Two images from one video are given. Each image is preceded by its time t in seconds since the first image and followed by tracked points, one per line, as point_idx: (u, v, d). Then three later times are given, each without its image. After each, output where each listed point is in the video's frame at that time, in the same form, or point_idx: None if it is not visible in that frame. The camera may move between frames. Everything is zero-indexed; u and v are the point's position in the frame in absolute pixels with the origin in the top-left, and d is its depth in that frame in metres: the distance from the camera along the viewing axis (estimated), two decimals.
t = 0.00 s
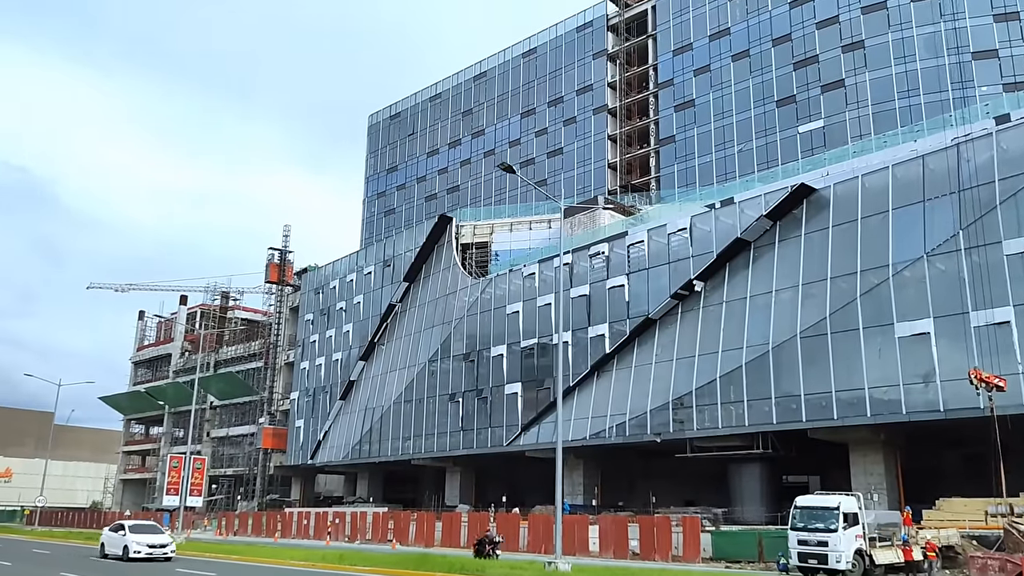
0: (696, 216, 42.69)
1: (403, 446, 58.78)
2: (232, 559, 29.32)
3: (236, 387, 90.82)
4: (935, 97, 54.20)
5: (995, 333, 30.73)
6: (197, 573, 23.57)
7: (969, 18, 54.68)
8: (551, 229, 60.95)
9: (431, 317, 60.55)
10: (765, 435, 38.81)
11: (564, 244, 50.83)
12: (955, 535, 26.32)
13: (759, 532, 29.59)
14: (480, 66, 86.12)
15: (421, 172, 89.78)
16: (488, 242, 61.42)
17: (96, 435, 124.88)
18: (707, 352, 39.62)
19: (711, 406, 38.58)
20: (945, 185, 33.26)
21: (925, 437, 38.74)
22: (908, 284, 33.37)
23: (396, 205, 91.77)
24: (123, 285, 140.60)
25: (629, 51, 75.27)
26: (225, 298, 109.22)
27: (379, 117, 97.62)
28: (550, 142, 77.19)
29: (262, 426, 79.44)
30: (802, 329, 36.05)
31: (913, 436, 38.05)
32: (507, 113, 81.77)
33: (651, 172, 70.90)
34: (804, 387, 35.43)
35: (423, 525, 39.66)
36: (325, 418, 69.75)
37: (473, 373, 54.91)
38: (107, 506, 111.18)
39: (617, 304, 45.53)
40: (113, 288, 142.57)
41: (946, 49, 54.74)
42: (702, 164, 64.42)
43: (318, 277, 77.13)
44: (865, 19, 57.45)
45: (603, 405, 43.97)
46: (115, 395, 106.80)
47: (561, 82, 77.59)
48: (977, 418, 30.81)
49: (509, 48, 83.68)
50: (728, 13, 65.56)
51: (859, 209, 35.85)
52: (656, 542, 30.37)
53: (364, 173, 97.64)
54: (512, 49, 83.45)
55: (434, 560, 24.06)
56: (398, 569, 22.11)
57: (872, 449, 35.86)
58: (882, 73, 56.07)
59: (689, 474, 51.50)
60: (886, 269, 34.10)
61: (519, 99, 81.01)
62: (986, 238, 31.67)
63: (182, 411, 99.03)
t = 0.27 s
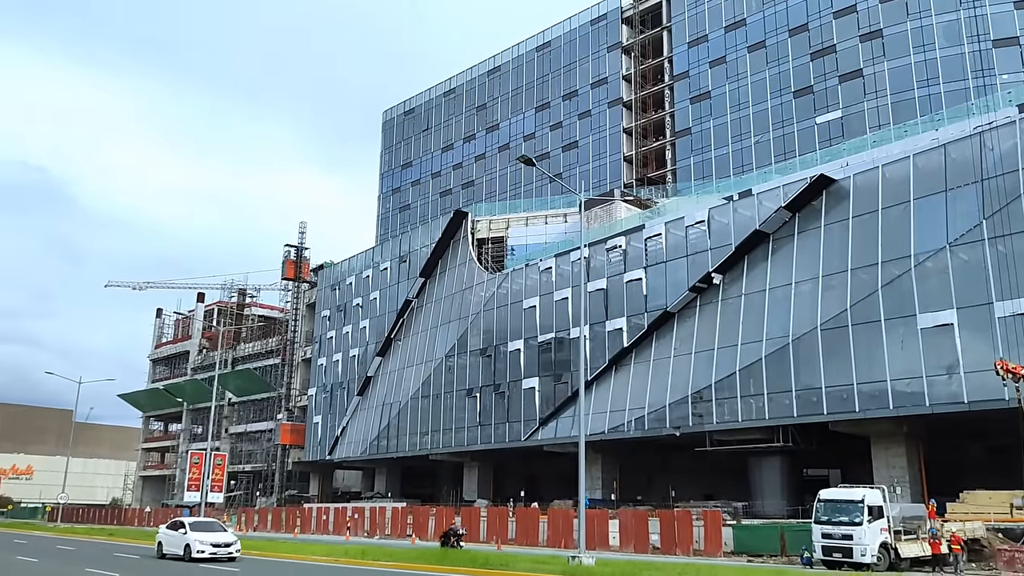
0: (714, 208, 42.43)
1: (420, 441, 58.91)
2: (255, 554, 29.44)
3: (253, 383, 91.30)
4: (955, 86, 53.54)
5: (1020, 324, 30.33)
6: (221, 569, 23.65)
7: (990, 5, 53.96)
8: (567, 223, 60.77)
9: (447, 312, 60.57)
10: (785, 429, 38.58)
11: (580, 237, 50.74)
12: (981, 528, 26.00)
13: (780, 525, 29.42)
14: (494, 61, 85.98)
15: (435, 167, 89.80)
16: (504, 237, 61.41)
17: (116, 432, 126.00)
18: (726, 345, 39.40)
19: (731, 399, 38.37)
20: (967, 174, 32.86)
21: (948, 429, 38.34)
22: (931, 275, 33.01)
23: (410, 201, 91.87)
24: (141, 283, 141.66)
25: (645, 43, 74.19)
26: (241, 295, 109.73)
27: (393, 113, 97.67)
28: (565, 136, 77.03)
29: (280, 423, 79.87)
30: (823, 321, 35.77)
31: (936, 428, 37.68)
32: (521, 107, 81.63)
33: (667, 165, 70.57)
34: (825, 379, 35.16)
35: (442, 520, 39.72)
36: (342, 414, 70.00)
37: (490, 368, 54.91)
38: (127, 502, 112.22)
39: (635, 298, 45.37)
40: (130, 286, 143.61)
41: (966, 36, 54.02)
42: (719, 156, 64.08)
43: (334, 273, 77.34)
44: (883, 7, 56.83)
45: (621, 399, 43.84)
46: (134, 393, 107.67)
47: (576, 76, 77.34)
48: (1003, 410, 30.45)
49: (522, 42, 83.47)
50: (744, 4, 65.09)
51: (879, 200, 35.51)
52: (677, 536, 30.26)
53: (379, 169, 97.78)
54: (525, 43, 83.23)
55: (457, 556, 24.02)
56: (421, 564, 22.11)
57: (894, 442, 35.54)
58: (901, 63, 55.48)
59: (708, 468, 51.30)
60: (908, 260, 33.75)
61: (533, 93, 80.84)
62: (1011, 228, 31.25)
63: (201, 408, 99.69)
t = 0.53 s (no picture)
0: (726, 203, 42.25)
1: (432, 438, 58.97)
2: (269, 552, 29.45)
3: (264, 381, 91.57)
4: (969, 78, 53.03)
5: None
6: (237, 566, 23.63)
7: None
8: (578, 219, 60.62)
9: (458, 309, 60.55)
10: (799, 424, 38.38)
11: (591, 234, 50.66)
12: (999, 524, 25.77)
13: (796, 522, 29.22)
14: (503, 57, 85.88)
15: (444, 164, 89.81)
16: (514, 233, 61.44)
17: (128, 430, 126.74)
18: (739, 341, 39.23)
19: (744, 395, 38.21)
20: (983, 167, 32.56)
21: (963, 424, 38.04)
22: (946, 268, 32.74)
23: (420, 198, 91.93)
24: (152, 282, 142.41)
25: (654, 37, 74.23)
26: (252, 293, 110.05)
27: (402, 110, 97.67)
28: (574, 132, 76.91)
29: (291, 420, 80.11)
30: (837, 315, 35.57)
31: (951, 423, 37.39)
32: (531, 104, 81.53)
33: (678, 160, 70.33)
34: (839, 374, 34.97)
35: (455, 517, 39.74)
36: (354, 411, 70.15)
37: (501, 365, 54.87)
38: (139, 500, 112.88)
39: (647, 293, 45.23)
40: (142, 285, 144.39)
41: (980, 28, 53.48)
42: (729, 151, 63.85)
43: (344, 271, 77.45)
44: None
45: (634, 395, 43.72)
46: (146, 391, 108.20)
47: (585, 71, 77.20)
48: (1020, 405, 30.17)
49: (531, 38, 83.32)
50: None
51: (893, 194, 35.27)
52: (691, 532, 30.14)
53: (388, 166, 97.87)
54: (534, 39, 83.08)
55: (473, 553, 23.92)
56: (437, 562, 22.03)
57: (910, 437, 35.28)
58: (914, 55, 55.05)
59: (720, 463, 51.09)
60: (923, 254, 33.49)
61: (542, 89, 80.71)
62: None
63: (212, 406, 100.13)
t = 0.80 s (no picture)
0: (736, 198, 42.04)
1: (441, 435, 58.91)
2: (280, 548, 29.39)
3: (273, 378, 91.71)
4: (981, 73, 52.63)
5: None
6: (248, 562, 23.57)
7: None
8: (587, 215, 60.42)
9: (467, 306, 60.45)
10: (810, 421, 38.17)
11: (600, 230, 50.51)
12: (1013, 521, 25.46)
13: (808, 519, 29.02)
14: (511, 54, 85.73)
15: (453, 161, 89.70)
16: (523, 230, 61.09)
17: (137, 428, 127.18)
18: (750, 337, 39.03)
19: (755, 392, 38.01)
20: (997, 161, 32.27)
21: (977, 420, 37.75)
22: (960, 264, 32.46)
23: (428, 195, 91.87)
24: (161, 280, 142.81)
25: (663, 34, 73.85)
26: (260, 290, 110.21)
27: (410, 107, 97.62)
28: (583, 128, 76.69)
29: (301, 417, 80.25)
30: (849, 312, 35.33)
31: (965, 419, 37.09)
32: (539, 100, 81.33)
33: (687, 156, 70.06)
34: (851, 371, 34.75)
35: (464, 514, 39.67)
36: (362, 408, 70.17)
37: (510, 362, 54.78)
38: (148, 497, 113.25)
39: (656, 290, 45.06)
40: (151, 282, 144.80)
41: (993, 22, 53.05)
42: (739, 147, 63.56)
43: (352, 269, 77.46)
44: None
45: (643, 392, 43.55)
46: (154, 389, 108.47)
47: (593, 68, 76.98)
48: None
49: (540, 35, 83.14)
50: None
51: (906, 188, 35.01)
52: (703, 529, 29.99)
53: (396, 163, 97.83)
54: (543, 35, 82.90)
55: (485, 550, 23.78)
56: (449, 559, 21.92)
57: (922, 434, 35.01)
58: (925, 50, 54.68)
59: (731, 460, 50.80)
60: (936, 249, 33.22)
61: (551, 85, 80.53)
62: None
63: (221, 403, 100.34)
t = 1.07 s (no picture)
0: (739, 198, 41.92)
1: (441, 433, 58.77)
2: (281, 547, 29.22)
3: (273, 376, 91.55)
4: (985, 73, 52.47)
5: None
6: (250, 561, 23.41)
7: None
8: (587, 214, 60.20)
9: (468, 305, 60.30)
10: (813, 421, 38.03)
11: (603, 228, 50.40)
12: (1017, 522, 25.43)
13: (811, 519, 28.78)
14: (513, 52, 85.60)
15: (454, 159, 89.54)
16: (524, 229, 60.76)
17: (136, 425, 127.06)
18: (753, 337, 38.89)
19: (757, 392, 37.89)
20: (1002, 161, 32.15)
21: (980, 421, 37.60)
22: (964, 264, 32.34)
23: (429, 193, 91.73)
24: (161, 277, 142.67)
25: (666, 32, 73.76)
26: (260, 288, 110.03)
27: (411, 105, 97.47)
28: (584, 127, 76.56)
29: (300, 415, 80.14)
30: (852, 312, 35.19)
31: (968, 420, 36.95)
32: (540, 99, 81.18)
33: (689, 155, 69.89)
34: (854, 371, 34.62)
35: (465, 513, 39.54)
36: (362, 407, 70.02)
37: (512, 361, 54.63)
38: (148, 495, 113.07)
39: (659, 289, 44.94)
40: (151, 280, 144.61)
41: (997, 22, 52.92)
42: (741, 146, 63.42)
43: (353, 267, 77.32)
44: None
45: (645, 391, 43.42)
46: (154, 386, 108.31)
47: (595, 66, 76.86)
48: None
49: (542, 33, 82.99)
50: None
51: (910, 188, 34.88)
52: (705, 530, 29.85)
53: (397, 162, 97.68)
54: (545, 33, 82.75)
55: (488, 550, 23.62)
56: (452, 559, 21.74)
57: (925, 435, 34.86)
58: (929, 49, 54.54)
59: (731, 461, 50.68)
60: (940, 250, 33.10)
61: (553, 84, 80.39)
62: None
63: (221, 401, 100.18)
